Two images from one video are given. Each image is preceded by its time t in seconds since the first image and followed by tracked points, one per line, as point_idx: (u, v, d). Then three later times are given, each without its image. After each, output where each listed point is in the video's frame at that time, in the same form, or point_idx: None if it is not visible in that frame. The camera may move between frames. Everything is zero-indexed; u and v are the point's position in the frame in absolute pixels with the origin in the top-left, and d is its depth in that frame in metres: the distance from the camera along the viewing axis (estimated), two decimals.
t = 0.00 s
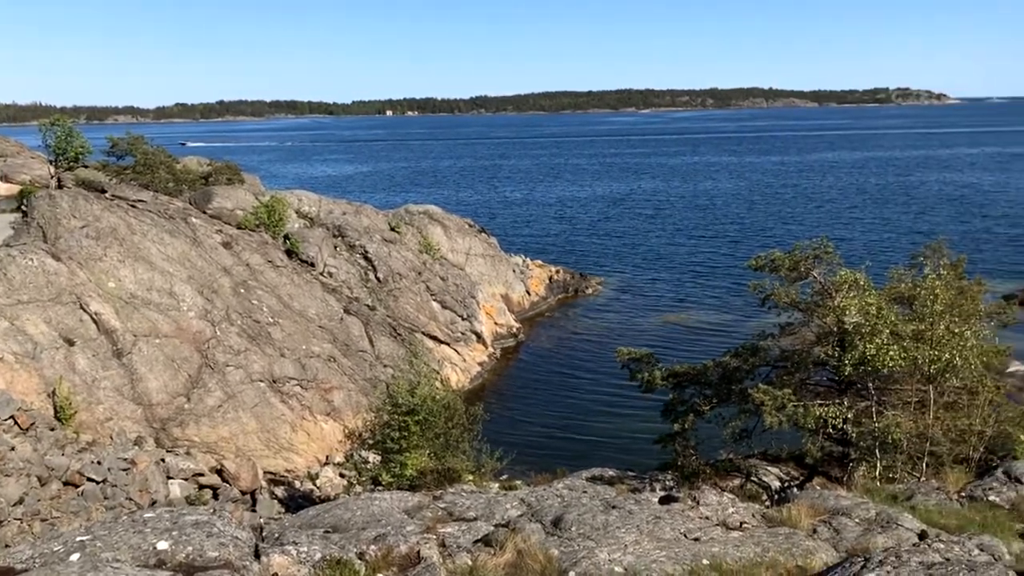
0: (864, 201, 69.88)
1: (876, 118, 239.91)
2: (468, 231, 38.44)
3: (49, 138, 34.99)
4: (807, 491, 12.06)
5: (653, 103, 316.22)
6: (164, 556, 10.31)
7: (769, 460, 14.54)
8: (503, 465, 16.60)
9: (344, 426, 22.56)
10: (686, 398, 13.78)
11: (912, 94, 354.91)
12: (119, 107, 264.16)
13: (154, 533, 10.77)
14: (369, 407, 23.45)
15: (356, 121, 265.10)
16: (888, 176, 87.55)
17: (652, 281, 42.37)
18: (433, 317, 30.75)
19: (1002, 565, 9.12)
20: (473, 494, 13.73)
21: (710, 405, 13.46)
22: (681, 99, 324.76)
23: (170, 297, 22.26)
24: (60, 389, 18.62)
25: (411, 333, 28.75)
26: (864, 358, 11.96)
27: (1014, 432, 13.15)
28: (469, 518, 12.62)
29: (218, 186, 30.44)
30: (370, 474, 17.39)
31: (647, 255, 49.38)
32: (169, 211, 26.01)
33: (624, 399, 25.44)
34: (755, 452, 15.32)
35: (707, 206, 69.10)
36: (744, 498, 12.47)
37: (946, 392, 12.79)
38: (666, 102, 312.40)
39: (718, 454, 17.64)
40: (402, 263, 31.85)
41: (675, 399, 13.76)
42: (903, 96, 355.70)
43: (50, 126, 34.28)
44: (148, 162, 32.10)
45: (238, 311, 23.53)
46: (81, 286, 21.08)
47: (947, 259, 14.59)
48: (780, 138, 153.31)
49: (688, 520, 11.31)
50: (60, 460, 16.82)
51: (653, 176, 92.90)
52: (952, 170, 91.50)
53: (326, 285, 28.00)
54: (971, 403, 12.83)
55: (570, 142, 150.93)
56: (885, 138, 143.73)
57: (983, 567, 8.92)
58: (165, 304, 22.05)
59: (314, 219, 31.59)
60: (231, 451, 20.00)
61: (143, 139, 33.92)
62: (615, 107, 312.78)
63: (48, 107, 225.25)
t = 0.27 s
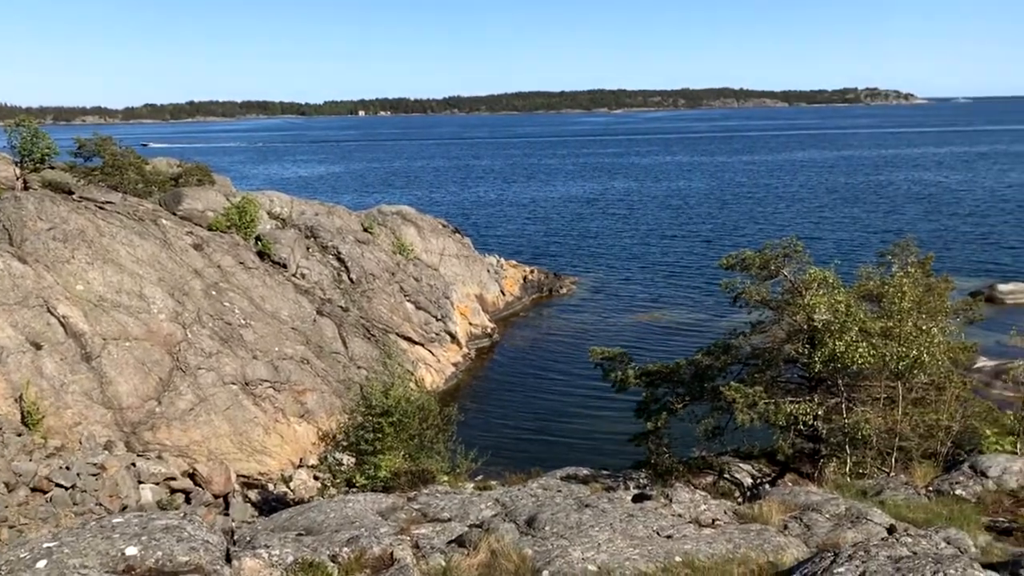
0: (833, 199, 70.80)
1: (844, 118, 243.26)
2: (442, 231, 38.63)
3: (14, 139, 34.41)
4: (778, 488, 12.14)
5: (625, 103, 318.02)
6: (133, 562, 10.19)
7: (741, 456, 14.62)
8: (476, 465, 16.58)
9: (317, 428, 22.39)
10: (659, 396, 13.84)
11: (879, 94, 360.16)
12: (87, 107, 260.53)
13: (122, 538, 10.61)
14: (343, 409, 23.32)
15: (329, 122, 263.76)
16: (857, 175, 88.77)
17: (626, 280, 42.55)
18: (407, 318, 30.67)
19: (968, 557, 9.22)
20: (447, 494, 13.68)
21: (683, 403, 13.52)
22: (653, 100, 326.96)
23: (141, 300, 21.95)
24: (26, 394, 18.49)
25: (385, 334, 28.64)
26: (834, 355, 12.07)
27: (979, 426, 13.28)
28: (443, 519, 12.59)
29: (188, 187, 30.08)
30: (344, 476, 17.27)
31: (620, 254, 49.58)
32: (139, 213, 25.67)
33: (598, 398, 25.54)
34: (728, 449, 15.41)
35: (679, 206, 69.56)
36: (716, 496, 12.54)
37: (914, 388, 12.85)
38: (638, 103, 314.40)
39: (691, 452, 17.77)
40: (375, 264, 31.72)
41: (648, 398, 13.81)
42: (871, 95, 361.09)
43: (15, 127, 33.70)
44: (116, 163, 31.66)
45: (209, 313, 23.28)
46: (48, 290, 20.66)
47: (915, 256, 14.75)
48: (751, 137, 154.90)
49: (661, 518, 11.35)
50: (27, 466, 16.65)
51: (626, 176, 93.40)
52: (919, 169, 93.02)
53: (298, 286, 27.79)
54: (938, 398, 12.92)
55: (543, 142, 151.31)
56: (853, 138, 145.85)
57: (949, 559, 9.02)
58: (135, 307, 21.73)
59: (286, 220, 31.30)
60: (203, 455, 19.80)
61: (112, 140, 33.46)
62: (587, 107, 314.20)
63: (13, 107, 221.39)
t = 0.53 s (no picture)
0: (804, 199, 71.60)
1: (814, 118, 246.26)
2: (416, 232, 38.60)
3: None
4: (750, 485, 12.22)
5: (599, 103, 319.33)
6: (102, 569, 10.02)
7: (714, 454, 14.72)
8: (452, 466, 16.53)
9: (291, 431, 22.37)
10: (633, 395, 13.90)
11: (850, 94, 364.76)
12: (54, 108, 256.54)
13: (91, 545, 10.45)
14: (317, 411, 23.25)
15: (302, 122, 262.10)
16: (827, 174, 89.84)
17: (599, 280, 42.75)
18: (381, 319, 30.60)
19: (935, 550, 9.32)
20: (422, 496, 13.64)
21: (656, 402, 13.59)
22: (627, 100, 328.64)
23: (110, 303, 21.56)
24: None
25: (359, 335, 28.58)
26: (805, 353, 12.18)
27: (948, 422, 13.43)
28: (418, 521, 12.54)
29: (158, 189, 29.73)
30: (319, 479, 17.18)
31: (593, 254, 49.78)
32: (108, 215, 25.32)
33: (573, 398, 25.62)
34: (701, 447, 15.53)
35: (652, 206, 70.01)
36: (689, 494, 12.61)
37: (883, 385, 12.95)
38: (612, 103, 316.10)
39: (664, 450, 17.98)
40: (349, 266, 31.60)
41: (622, 397, 13.87)
42: (842, 95, 365.67)
43: None
44: (84, 164, 31.21)
45: (181, 316, 23.02)
46: (15, 293, 20.07)
47: (884, 255, 14.89)
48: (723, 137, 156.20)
49: (635, 517, 11.38)
50: None
51: (601, 176, 93.74)
52: (888, 168, 94.37)
53: (271, 288, 27.60)
54: (907, 394, 13.05)
55: (517, 143, 151.44)
56: (823, 138, 147.72)
57: (917, 553, 9.11)
58: (105, 310, 21.34)
59: (258, 221, 31.00)
60: (176, 459, 19.62)
61: (79, 141, 32.98)
62: (562, 107, 315.18)
63: None
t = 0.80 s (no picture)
0: (775, 198, 72.38)
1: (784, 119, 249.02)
2: (388, 233, 38.56)
3: None
4: (721, 482, 12.28)
5: (573, 104, 320.29)
6: None
7: (686, 452, 14.81)
8: (426, 467, 16.49)
9: (263, 434, 22.28)
10: (606, 394, 13.95)
11: (820, 94, 369.08)
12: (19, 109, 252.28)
13: (56, 552, 10.28)
14: (289, 414, 23.22)
15: (276, 123, 260.29)
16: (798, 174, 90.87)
17: (572, 280, 42.92)
18: (354, 321, 30.52)
19: (901, 544, 9.43)
20: (394, 498, 13.58)
21: (628, 401, 13.65)
22: (600, 100, 329.97)
23: (78, 306, 21.20)
24: None
25: (332, 337, 28.54)
26: (774, 350, 12.31)
27: (915, 418, 13.58)
28: (391, 522, 12.48)
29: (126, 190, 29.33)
30: (291, 482, 17.07)
31: (566, 254, 49.95)
32: (75, 217, 24.95)
33: (546, 397, 25.70)
34: (675, 445, 15.61)
35: (625, 206, 70.38)
36: (661, 492, 12.66)
37: (852, 381, 13.08)
38: (585, 104, 317.29)
39: (637, 449, 18.15)
40: (321, 267, 31.44)
41: (595, 396, 13.92)
42: (812, 96, 369.92)
43: None
44: (50, 166, 30.75)
45: (151, 319, 22.75)
46: None
47: (852, 253, 15.06)
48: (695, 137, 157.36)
49: (607, 515, 11.42)
50: None
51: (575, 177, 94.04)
52: (857, 168, 95.64)
53: (242, 290, 27.39)
54: (875, 391, 13.19)
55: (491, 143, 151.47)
56: (793, 138, 149.36)
57: (883, 546, 9.22)
58: (72, 314, 21.00)
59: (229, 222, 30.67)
60: (146, 463, 19.45)
61: (44, 142, 32.46)
62: (536, 108, 315.89)
63: None
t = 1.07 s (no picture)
0: (744, 197, 73.21)
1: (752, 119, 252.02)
2: (358, 234, 38.37)
3: None
4: (689, 479, 12.35)
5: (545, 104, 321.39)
6: None
7: (656, 451, 14.88)
8: (397, 469, 16.45)
9: (232, 438, 22.10)
10: (576, 393, 13.98)
11: (784, 94, 372.94)
12: None
13: (17, 560, 10.02)
14: (258, 417, 23.02)
15: (246, 124, 258.19)
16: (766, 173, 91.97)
17: (543, 280, 43.07)
18: (325, 323, 30.36)
19: (865, 538, 9.55)
20: (364, 500, 13.48)
21: (598, 400, 13.70)
22: (571, 100, 331.17)
23: (41, 311, 20.83)
24: None
25: (301, 340, 28.40)
26: (742, 348, 12.42)
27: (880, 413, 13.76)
28: (361, 525, 12.39)
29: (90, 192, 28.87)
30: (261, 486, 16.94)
31: (536, 254, 50.08)
32: (38, 220, 24.51)
33: (518, 398, 25.76)
34: (645, 444, 15.68)
35: (595, 206, 70.70)
36: (631, 490, 12.70)
37: (818, 378, 13.23)
38: (557, 104, 318.55)
39: (608, 448, 18.28)
40: (290, 269, 31.25)
41: (565, 395, 13.94)
42: (781, 96, 374.53)
43: None
44: (10, 168, 30.17)
45: (116, 322, 22.44)
46: None
47: (818, 252, 15.23)
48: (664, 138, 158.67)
49: (576, 514, 11.43)
50: None
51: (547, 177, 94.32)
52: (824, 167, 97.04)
53: (210, 293, 27.14)
54: (840, 387, 13.35)
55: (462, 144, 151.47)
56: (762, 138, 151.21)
57: (847, 540, 9.32)
58: (36, 318, 20.63)
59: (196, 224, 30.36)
60: (113, 469, 19.15)
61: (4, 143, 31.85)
62: (507, 109, 316.41)
63: None
